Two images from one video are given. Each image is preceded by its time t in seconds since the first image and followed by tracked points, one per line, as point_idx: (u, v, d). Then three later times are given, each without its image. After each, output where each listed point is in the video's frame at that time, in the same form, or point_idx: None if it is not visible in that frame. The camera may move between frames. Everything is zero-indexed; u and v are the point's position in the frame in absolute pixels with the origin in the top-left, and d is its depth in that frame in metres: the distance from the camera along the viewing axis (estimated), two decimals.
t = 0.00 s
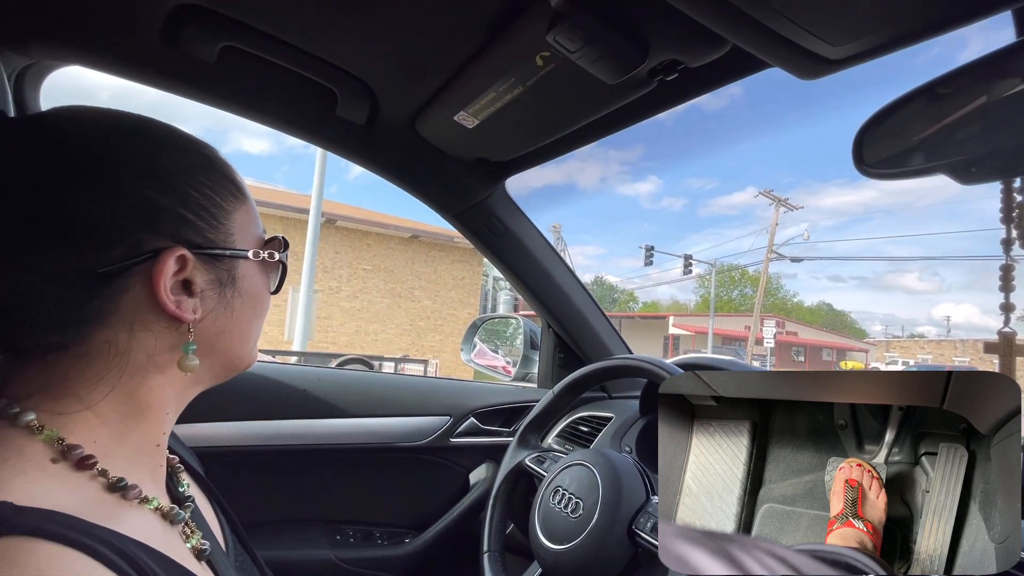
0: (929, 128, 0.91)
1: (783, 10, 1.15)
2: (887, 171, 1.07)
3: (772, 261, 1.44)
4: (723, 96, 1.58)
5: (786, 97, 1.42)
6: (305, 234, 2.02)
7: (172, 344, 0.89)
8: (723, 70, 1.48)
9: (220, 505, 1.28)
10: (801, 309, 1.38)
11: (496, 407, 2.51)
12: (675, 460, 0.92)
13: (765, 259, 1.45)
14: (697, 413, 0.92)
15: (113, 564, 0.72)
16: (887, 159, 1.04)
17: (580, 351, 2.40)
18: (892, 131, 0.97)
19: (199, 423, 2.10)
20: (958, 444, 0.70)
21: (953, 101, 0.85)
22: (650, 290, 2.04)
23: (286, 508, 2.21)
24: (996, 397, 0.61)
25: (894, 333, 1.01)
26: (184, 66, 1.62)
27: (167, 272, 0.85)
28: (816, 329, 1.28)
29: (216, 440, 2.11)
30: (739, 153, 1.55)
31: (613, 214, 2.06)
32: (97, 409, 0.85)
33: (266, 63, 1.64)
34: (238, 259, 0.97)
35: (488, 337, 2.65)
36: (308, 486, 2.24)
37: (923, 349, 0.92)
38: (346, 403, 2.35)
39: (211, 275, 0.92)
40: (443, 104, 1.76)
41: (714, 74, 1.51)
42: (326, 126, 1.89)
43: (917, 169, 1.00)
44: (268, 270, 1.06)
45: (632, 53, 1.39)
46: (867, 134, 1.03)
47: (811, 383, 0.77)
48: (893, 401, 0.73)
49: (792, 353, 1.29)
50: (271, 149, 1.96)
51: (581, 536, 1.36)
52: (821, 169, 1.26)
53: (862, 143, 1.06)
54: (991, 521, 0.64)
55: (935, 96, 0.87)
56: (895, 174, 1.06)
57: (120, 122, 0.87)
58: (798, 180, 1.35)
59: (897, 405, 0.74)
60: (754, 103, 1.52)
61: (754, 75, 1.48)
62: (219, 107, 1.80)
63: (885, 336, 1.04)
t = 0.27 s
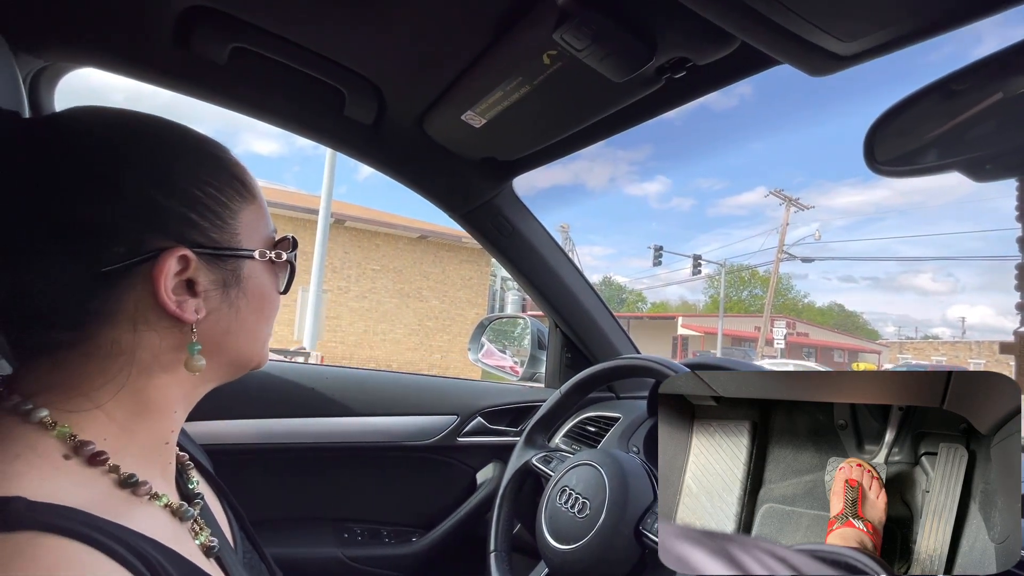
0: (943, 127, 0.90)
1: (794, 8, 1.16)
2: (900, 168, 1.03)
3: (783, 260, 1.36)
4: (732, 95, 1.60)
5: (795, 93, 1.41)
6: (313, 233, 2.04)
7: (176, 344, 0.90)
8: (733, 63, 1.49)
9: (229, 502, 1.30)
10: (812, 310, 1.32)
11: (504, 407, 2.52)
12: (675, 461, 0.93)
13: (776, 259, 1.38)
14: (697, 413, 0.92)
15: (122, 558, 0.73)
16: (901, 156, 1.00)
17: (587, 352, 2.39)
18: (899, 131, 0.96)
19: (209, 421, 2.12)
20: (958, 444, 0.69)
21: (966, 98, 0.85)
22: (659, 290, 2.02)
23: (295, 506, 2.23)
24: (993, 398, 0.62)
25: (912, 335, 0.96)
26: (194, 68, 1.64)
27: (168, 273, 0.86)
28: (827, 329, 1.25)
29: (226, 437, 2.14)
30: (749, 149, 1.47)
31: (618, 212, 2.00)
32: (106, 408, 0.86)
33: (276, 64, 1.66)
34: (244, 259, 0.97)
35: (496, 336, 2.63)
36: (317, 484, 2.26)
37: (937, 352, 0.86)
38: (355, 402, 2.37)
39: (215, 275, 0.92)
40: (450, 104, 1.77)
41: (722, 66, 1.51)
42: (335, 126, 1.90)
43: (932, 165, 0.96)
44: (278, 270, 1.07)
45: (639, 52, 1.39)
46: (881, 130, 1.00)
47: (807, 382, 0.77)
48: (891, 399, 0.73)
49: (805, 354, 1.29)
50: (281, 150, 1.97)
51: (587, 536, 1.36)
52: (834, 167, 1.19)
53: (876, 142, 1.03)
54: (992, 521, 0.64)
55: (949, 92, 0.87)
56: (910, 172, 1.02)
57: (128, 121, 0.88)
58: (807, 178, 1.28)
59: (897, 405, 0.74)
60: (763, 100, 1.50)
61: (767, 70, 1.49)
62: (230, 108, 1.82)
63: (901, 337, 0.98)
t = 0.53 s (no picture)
0: (956, 123, 0.89)
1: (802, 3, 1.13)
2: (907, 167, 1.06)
3: (789, 260, 1.46)
4: (737, 94, 1.57)
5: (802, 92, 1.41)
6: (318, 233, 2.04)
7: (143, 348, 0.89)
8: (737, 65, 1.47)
9: (234, 501, 1.30)
10: (818, 310, 1.40)
11: (508, 407, 2.52)
12: (676, 460, 0.92)
13: (781, 260, 1.48)
14: (697, 413, 0.92)
15: (125, 557, 0.74)
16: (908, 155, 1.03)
17: (592, 351, 2.40)
18: (914, 128, 0.95)
19: (215, 420, 2.13)
20: (958, 444, 0.69)
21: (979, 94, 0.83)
22: (663, 291, 2.03)
23: (299, 505, 2.24)
24: (997, 394, 0.61)
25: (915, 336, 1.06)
26: (200, 67, 1.65)
27: (127, 275, 0.85)
28: (835, 331, 1.32)
29: (231, 436, 2.14)
30: (757, 151, 1.51)
31: (625, 212, 2.02)
32: (100, 411, 0.87)
33: (282, 63, 1.66)
34: (224, 259, 0.95)
35: (501, 336, 2.68)
36: (322, 483, 2.27)
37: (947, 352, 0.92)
38: (360, 402, 2.37)
39: (187, 277, 0.90)
40: (455, 103, 1.77)
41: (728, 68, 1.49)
42: (340, 126, 1.91)
43: (942, 164, 0.98)
44: (272, 272, 1.04)
45: (645, 49, 1.38)
46: (888, 128, 1.00)
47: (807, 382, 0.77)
48: (893, 401, 0.73)
49: (811, 355, 1.34)
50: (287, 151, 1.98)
51: (591, 536, 1.36)
52: (844, 166, 1.25)
53: (884, 143, 1.04)
54: (992, 521, 0.65)
55: (959, 89, 0.84)
56: (916, 170, 1.05)
57: (111, 121, 0.88)
58: (814, 179, 1.35)
59: (898, 405, 0.74)
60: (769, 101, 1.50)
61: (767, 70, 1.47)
62: (236, 109, 1.83)
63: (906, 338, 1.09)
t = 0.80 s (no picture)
0: (965, 123, 0.89)
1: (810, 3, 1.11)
2: (912, 168, 1.05)
3: (796, 261, 1.46)
4: (744, 94, 1.57)
5: (810, 92, 1.40)
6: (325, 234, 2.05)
7: (121, 356, 0.88)
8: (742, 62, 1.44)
9: (241, 500, 1.31)
10: (826, 311, 1.42)
11: (514, 407, 2.52)
12: (676, 461, 0.91)
13: (788, 260, 1.49)
14: (697, 413, 0.92)
15: (135, 557, 0.75)
16: (914, 155, 1.03)
17: (597, 351, 2.37)
18: (919, 127, 0.96)
19: (223, 419, 2.14)
20: (958, 444, 0.69)
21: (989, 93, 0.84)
22: (669, 291, 2.02)
23: (306, 504, 2.25)
24: (997, 394, 0.62)
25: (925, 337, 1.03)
26: (208, 69, 1.66)
27: (94, 283, 0.84)
28: (842, 331, 1.34)
29: (239, 435, 2.16)
30: (765, 150, 1.52)
31: (633, 213, 2.06)
32: (102, 412, 0.88)
33: (288, 65, 1.67)
34: (202, 265, 0.91)
35: (507, 337, 2.61)
36: (328, 482, 2.28)
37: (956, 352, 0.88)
38: (366, 401, 2.38)
39: (163, 284, 0.88)
40: (461, 104, 1.77)
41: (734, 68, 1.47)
42: (346, 126, 1.92)
43: (951, 164, 0.98)
44: (257, 277, 0.97)
45: (651, 50, 1.38)
46: (895, 128, 1.00)
47: (809, 383, 0.77)
48: (897, 400, 0.72)
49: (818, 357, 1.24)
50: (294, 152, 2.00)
51: (597, 537, 1.36)
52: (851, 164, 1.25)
53: (891, 141, 1.03)
54: (992, 521, 0.65)
55: (969, 88, 0.84)
56: (926, 171, 1.04)
57: (106, 121, 0.89)
58: (822, 178, 1.35)
59: (897, 405, 0.74)
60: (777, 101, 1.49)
61: (776, 70, 1.46)
62: (243, 109, 1.84)
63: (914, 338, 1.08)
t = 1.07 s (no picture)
0: (976, 121, 0.88)
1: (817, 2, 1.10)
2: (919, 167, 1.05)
3: (802, 262, 1.48)
4: (750, 94, 1.55)
5: (816, 93, 1.40)
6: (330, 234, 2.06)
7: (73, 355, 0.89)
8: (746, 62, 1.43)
9: (248, 498, 1.32)
10: (833, 312, 1.43)
11: (519, 408, 2.52)
12: (676, 461, 0.94)
13: (795, 260, 1.49)
14: (697, 413, 0.93)
15: (139, 557, 0.75)
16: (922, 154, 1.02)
17: (603, 352, 2.37)
18: (926, 125, 0.94)
19: (229, 418, 2.16)
20: (958, 444, 0.68)
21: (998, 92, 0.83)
22: (674, 291, 2.05)
23: (311, 504, 2.25)
24: (998, 393, 0.64)
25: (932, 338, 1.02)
26: (213, 70, 1.67)
27: (26, 284, 0.85)
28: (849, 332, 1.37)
29: (245, 435, 2.17)
30: (772, 150, 1.53)
31: (638, 214, 2.05)
32: (92, 408, 0.90)
33: (294, 66, 1.68)
34: (114, 264, 0.86)
35: (510, 337, 2.65)
36: (334, 482, 2.29)
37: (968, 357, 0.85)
38: (371, 401, 2.39)
39: (79, 283, 0.86)
40: (465, 105, 1.77)
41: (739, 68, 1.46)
42: (351, 127, 1.92)
43: (961, 163, 0.97)
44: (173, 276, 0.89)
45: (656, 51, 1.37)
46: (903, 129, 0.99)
47: (809, 383, 0.77)
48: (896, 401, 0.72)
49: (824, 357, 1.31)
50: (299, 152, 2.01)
51: (601, 538, 1.36)
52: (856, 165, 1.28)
53: (901, 140, 1.01)
54: (992, 521, 0.66)
55: (978, 88, 0.84)
56: (936, 170, 1.04)
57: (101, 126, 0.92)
58: (829, 177, 1.39)
59: (897, 405, 0.73)
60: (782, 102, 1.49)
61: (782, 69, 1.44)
62: (249, 111, 1.85)
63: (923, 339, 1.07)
